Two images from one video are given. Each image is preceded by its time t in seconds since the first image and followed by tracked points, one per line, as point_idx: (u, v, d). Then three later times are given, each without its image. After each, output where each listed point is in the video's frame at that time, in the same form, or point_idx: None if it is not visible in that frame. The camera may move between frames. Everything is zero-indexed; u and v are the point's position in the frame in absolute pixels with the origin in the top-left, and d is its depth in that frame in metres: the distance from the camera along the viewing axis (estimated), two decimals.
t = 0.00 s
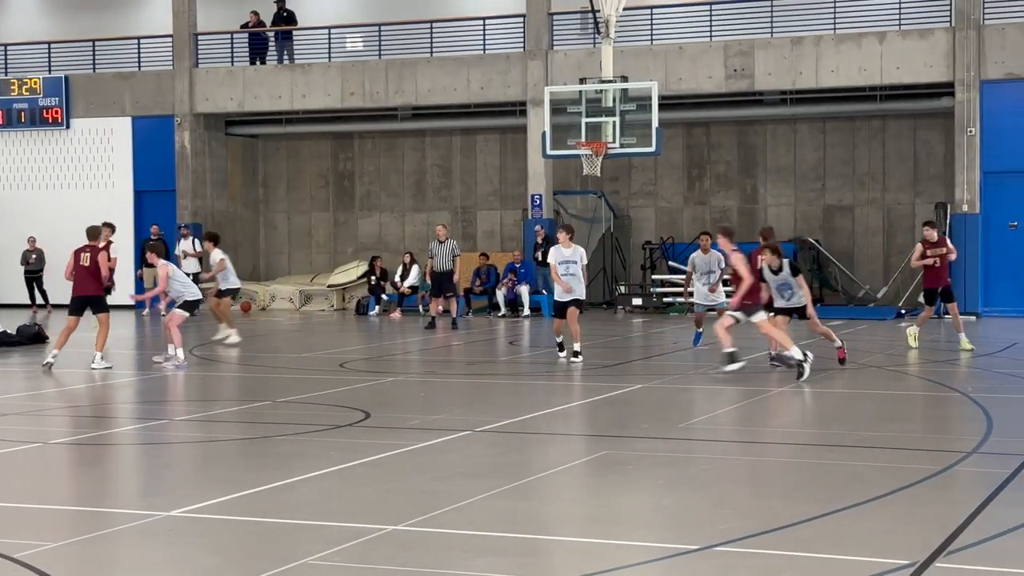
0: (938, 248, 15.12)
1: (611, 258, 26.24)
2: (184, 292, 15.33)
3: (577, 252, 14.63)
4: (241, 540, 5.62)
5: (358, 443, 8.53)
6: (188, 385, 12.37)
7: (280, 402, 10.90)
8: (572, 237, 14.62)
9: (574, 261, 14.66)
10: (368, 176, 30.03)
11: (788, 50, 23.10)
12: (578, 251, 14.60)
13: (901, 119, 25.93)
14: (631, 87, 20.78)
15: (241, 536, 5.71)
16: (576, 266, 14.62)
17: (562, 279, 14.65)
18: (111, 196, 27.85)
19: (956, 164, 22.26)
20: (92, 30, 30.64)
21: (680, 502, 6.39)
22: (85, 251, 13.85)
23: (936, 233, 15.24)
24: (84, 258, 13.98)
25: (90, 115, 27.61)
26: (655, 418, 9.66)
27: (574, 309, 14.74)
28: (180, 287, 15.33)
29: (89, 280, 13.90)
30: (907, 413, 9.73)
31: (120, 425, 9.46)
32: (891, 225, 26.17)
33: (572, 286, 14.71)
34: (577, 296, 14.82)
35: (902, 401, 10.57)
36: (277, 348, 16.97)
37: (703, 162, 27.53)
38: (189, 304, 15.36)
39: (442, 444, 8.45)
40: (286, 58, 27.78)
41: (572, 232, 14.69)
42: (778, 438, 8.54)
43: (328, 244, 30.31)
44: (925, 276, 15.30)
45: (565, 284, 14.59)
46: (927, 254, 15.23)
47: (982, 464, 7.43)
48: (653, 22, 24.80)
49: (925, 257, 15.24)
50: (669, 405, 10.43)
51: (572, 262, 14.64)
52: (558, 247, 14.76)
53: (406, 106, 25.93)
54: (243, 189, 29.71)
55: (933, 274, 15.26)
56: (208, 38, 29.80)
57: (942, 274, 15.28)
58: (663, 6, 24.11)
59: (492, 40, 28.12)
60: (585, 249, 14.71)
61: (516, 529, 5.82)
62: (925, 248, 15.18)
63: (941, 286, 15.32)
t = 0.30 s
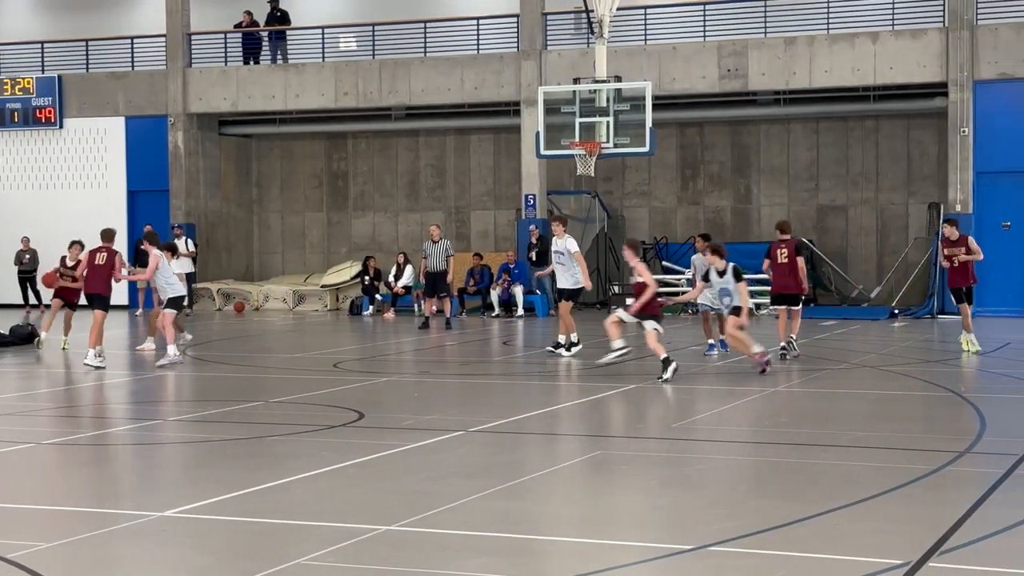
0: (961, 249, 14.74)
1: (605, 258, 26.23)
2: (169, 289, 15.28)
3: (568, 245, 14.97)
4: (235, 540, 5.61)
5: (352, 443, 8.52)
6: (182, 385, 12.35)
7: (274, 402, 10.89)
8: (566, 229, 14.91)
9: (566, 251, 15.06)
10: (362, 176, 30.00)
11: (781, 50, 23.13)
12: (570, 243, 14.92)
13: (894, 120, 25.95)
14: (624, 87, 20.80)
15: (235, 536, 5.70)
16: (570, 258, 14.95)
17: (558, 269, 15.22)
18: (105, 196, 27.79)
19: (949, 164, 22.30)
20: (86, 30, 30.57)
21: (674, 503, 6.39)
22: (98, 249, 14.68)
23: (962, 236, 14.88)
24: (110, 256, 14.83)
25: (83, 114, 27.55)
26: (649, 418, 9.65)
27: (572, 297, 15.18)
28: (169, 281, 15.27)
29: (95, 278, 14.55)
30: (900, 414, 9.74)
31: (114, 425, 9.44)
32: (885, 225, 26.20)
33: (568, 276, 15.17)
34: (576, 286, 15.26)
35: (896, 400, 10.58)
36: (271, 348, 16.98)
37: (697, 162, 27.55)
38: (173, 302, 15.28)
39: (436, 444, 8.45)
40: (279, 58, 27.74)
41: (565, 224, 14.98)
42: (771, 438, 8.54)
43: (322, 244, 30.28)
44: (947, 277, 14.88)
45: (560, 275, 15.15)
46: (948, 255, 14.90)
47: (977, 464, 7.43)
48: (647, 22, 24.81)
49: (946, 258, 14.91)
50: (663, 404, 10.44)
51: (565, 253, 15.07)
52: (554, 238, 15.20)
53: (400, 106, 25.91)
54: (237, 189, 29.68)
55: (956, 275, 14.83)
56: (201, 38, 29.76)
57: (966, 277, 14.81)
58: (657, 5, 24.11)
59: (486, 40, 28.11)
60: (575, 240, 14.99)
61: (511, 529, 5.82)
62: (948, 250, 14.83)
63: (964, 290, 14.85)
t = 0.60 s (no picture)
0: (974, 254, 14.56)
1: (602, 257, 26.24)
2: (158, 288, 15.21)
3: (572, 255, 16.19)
4: (232, 540, 5.61)
5: (349, 443, 8.52)
6: (178, 385, 12.34)
7: (271, 402, 10.88)
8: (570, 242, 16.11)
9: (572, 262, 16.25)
10: (358, 176, 29.98)
11: (778, 50, 23.15)
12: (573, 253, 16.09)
13: (891, 120, 25.97)
14: (621, 87, 20.78)
15: (231, 537, 5.69)
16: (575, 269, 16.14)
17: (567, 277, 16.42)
18: (101, 196, 27.76)
19: (946, 164, 22.31)
20: (82, 30, 30.54)
21: (670, 503, 6.39)
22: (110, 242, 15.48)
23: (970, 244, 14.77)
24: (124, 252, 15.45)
25: (80, 114, 27.54)
26: (647, 418, 9.66)
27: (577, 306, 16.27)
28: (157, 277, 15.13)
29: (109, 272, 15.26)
30: (896, 414, 9.74)
31: (111, 425, 9.44)
32: (881, 225, 26.22)
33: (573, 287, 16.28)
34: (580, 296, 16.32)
35: (892, 401, 10.58)
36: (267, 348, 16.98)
37: (694, 163, 27.57)
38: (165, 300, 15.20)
39: (432, 444, 8.45)
40: (276, 58, 27.73)
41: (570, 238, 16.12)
42: (768, 438, 8.54)
43: (318, 244, 30.26)
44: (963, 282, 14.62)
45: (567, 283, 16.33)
46: (960, 262, 14.74)
47: (973, 464, 7.44)
48: (644, 22, 24.82)
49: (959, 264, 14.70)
50: (659, 404, 10.44)
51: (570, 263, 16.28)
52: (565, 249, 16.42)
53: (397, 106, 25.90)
54: (233, 189, 29.65)
55: (972, 281, 14.59)
56: (198, 37, 29.74)
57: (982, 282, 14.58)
58: (654, 6, 24.12)
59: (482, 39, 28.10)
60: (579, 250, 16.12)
61: (508, 529, 5.82)
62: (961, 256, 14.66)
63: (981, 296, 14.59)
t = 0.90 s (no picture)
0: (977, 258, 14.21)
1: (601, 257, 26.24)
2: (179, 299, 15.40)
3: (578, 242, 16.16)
4: (232, 540, 5.61)
5: (350, 443, 8.53)
6: (179, 385, 12.35)
7: (271, 402, 10.89)
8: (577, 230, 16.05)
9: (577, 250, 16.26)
10: (358, 176, 29.98)
11: (777, 50, 23.15)
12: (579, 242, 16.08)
13: (890, 119, 25.97)
14: (621, 87, 20.78)
15: (230, 536, 5.69)
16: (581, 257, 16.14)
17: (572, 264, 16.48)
18: (100, 196, 27.75)
19: (945, 165, 22.32)
20: (82, 30, 30.54)
21: (669, 503, 6.39)
22: (110, 249, 15.34)
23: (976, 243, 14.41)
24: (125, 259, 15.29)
25: (79, 115, 27.54)
26: (647, 417, 9.66)
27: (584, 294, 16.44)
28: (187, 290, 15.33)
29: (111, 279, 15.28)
30: (895, 414, 9.75)
31: (111, 425, 9.45)
32: (881, 225, 26.22)
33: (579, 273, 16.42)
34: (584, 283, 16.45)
35: (892, 401, 10.58)
36: (267, 348, 16.99)
37: (693, 163, 27.57)
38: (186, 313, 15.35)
39: (432, 444, 8.45)
40: (276, 58, 27.73)
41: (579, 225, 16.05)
42: (767, 438, 8.54)
43: (318, 244, 30.26)
44: (964, 285, 14.44)
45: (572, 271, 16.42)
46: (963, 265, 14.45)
47: (973, 464, 7.44)
48: (643, 23, 24.82)
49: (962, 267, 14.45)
50: (658, 404, 10.45)
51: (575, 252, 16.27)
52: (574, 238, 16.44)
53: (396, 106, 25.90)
54: (233, 189, 29.64)
55: (974, 284, 14.39)
56: (198, 37, 29.74)
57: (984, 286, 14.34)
58: (654, 5, 24.12)
59: (482, 39, 28.10)
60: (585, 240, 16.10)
61: (507, 529, 5.82)
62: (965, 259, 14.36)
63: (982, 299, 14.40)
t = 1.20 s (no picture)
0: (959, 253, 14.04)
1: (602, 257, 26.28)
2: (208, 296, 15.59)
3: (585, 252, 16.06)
4: (234, 540, 5.61)
5: (351, 443, 8.53)
6: (180, 385, 12.37)
7: (273, 402, 10.90)
8: (584, 239, 15.94)
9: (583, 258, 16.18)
10: (359, 176, 29.99)
11: (779, 51, 23.15)
12: (586, 251, 16.01)
13: (891, 119, 25.96)
14: (622, 88, 20.79)
15: (230, 536, 5.69)
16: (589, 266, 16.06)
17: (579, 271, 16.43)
18: (102, 196, 27.76)
19: (946, 165, 22.31)
20: (83, 30, 30.55)
21: (671, 503, 6.40)
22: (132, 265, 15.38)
23: (958, 243, 14.29)
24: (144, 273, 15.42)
25: (81, 115, 27.56)
26: (648, 417, 9.67)
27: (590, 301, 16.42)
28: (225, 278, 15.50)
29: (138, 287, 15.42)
30: (896, 414, 9.76)
31: (112, 425, 9.46)
32: (882, 225, 26.22)
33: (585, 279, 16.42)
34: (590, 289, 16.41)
35: (893, 401, 10.58)
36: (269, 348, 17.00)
37: (694, 163, 27.57)
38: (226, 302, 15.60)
39: (433, 444, 8.46)
40: (277, 58, 27.74)
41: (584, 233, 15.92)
42: (768, 438, 8.55)
43: (319, 244, 30.27)
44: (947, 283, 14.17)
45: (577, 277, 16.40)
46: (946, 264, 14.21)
47: (974, 464, 7.44)
48: (644, 23, 24.83)
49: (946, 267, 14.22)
50: (658, 404, 10.46)
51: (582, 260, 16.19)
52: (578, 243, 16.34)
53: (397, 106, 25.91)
54: (234, 189, 29.65)
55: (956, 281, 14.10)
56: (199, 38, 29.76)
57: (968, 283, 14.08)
58: (655, 6, 24.12)
59: (483, 39, 28.10)
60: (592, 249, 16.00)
61: (509, 529, 5.82)
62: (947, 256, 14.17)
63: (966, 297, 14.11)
